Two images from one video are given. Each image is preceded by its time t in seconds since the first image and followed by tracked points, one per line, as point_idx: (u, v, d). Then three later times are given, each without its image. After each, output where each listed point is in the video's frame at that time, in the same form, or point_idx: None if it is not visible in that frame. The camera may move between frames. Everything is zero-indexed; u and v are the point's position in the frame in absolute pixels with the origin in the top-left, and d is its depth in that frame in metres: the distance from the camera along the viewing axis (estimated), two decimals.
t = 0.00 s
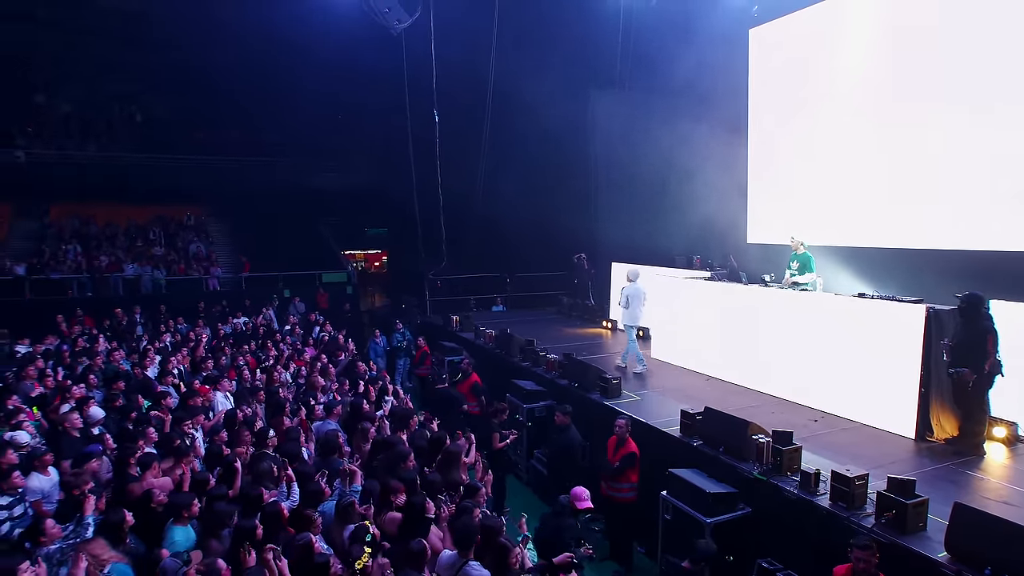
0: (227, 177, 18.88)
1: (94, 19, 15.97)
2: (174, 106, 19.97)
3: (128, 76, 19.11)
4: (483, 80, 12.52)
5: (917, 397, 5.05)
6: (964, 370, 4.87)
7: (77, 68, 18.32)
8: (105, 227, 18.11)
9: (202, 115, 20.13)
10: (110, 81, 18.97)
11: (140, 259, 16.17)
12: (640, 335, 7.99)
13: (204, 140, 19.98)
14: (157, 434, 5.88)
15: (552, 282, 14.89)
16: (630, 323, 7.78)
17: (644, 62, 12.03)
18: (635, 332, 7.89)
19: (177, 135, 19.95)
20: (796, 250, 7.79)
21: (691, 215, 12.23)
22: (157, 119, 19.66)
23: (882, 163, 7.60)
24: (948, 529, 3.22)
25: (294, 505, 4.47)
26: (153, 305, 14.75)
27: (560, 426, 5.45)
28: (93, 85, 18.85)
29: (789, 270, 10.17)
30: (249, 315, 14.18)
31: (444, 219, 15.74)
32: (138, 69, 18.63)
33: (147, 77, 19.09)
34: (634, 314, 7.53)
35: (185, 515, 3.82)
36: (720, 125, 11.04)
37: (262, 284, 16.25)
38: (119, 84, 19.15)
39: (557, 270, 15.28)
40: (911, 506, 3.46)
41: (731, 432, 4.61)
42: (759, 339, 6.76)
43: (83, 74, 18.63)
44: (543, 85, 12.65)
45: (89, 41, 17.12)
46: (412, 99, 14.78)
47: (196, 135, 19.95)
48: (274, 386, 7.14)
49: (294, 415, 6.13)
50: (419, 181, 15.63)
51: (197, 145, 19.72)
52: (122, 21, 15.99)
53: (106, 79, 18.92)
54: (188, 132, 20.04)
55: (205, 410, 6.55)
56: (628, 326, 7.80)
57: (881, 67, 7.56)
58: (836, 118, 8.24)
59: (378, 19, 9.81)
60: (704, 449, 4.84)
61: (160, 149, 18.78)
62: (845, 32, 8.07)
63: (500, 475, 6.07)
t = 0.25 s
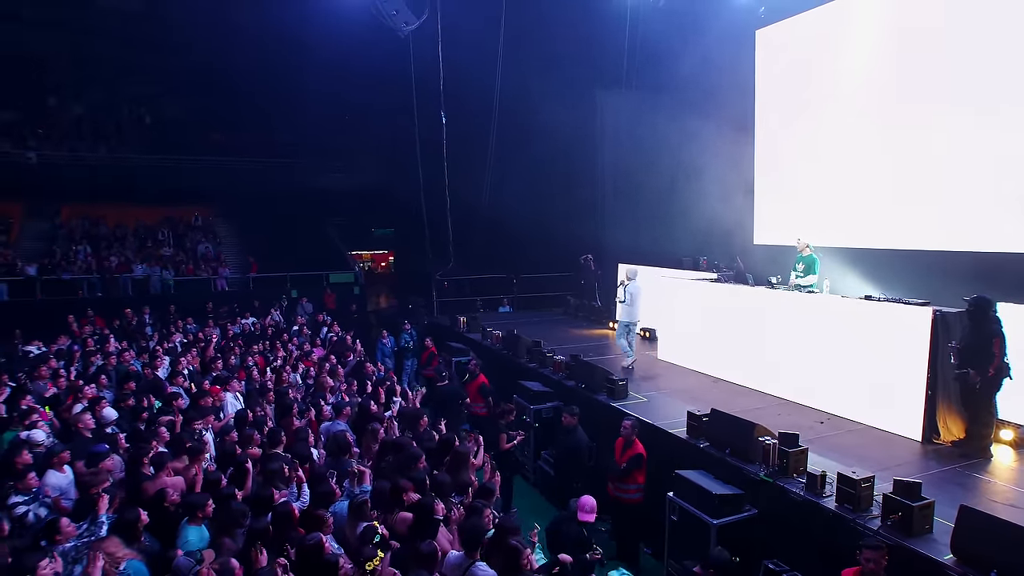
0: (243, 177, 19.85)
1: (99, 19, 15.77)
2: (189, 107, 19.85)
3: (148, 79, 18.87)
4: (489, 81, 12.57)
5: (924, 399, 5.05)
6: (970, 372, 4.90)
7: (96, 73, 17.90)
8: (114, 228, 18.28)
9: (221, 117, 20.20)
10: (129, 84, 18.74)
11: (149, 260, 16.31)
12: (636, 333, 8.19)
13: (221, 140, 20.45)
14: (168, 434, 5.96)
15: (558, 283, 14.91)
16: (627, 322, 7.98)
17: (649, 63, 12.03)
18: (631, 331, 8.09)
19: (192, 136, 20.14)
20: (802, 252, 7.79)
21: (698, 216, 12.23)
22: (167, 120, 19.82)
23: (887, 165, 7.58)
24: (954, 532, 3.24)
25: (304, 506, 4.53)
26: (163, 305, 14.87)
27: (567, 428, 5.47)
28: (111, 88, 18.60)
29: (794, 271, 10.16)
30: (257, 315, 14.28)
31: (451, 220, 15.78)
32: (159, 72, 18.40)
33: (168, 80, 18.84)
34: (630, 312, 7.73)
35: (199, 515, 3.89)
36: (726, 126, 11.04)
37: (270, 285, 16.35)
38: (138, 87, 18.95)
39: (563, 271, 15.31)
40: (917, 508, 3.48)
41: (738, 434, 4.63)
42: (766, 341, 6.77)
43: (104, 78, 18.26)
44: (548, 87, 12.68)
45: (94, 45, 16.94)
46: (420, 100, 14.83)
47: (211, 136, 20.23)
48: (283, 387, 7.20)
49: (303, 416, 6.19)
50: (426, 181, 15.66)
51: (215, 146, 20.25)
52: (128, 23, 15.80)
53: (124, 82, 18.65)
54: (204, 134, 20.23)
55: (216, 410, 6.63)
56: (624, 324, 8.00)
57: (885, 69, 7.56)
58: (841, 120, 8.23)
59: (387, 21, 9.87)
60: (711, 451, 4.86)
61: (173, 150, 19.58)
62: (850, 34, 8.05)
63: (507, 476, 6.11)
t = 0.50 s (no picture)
0: (244, 179, 19.34)
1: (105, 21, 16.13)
2: (197, 108, 20.16)
3: (156, 82, 19.36)
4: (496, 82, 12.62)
5: (930, 402, 5.04)
6: (977, 376, 4.99)
7: (106, 74, 18.64)
8: (123, 229, 18.43)
9: (228, 118, 20.38)
10: (137, 85, 19.35)
11: (158, 261, 16.45)
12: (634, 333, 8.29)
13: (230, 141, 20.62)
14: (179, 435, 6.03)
15: (563, 284, 14.95)
16: (625, 324, 8.05)
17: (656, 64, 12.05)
18: (629, 332, 8.18)
19: (201, 137, 20.40)
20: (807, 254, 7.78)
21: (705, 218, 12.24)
22: (175, 122, 19.99)
23: (896, 166, 7.58)
24: (960, 534, 3.25)
25: (313, 506, 4.58)
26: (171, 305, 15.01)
27: (574, 429, 5.51)
28: (120, 89, 19.23)
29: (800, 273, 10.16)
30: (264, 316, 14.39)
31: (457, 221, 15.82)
32: (168, 74, 18.68)
33: (176, 82, 19.27)
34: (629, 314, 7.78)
35: (211, 515, 3.95)
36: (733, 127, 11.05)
37: (277, 286, 16.47)
38: (147, 88, 19.51)
39: (569, 272, 15.34)
40: (922, 511, 3.49)
41: (743, 436, 4.66)
42: (772, 342, 6.78)
43: (112, 79, 18.94)
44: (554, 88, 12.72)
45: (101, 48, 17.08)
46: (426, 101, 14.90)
47: (220, 137, 20.44)
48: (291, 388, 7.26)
49: (311, 416, 6.26)
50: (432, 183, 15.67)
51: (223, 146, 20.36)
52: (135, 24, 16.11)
53: (132, 83, 19.27)
54: (213, 134, 20.46)
55: (225, 411, 6.70)
56: (622, 326, 8.07)
57: (895, 69, 7.54)
58: (849, 121, 8.23)
59: (394, 23, 9.94)
60: (717, 452, 4.88)
61: (182, 151, 19.51)
62: (857, 35, 8.05)
63: (514, 476, 6.16)
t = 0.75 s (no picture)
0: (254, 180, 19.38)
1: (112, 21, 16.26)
2: (204, 109, 20.12)
3: (167, 81, 19.34)
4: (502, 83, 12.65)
5: (937, 404, 5.05)
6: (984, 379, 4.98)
7: (115, 74, 18.60)
8: (131, 229, 18.59)
9: (235, 119, 20.44)
10: (148, 85, 19.35)
11: (166, 261, 16.58)
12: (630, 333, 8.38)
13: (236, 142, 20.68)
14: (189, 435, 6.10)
15: (569, 285, 15.01)
16: (621, 324, 8.14)
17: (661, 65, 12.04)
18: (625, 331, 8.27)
19: (209, 138, 20.53)
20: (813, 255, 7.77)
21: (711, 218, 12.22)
22: (184, 123, 20.14)
23: (901, 168, 7.55)
24: (966, 536, 3.26)
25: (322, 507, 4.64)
26: (180, 306, 15.12)
27: (580, 430, 5.55)
28: (130, 89, 19.27)
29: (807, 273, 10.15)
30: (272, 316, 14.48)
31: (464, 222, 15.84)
32: (177, 74, 18.69)
33: (187, 82, 19.27)
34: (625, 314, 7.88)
35: (223, 514, 4.04)
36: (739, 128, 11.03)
37: (284, 286, 16.56)
38: (158, 88, 19.50)
39: (575, 273, 15.35)
40: (929, 513, 3.50)
41: (749, 438, 4.67)
42: (779, 344, 6.79)
43: (122, 78, 18.99)
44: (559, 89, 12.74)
45: (114, 47, 17.31)
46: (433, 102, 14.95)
47: (227, 138, 20.55)
48: (300, 388, 7.32)
49: (319, 417, 6.32)
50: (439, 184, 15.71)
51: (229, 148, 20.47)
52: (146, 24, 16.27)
53: (143, 83, 19.28)
54: (220, 135, 20.58)
55: (235, 411, 6.77)
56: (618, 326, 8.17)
57: (899, 71, 7.53)
58: (854, 122, 8.21)
59: (401, 26, 9.99)
60: (723, 454, 4.91)
61: (190, 152, 19.66)
62: (864, 35, 8.03)
63: (521, 477, 6.20)
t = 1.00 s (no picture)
0: (263, 180, 19.37)
1: (117, 24, 16.50)
2: (212, 110, 20.32)
3: (172, 81, 19.70)
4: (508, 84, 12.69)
5: (942, 406, 5.06)
6: (988, 381, 5.00)
7: (120, 73, 19.00)
8: (139, 230, 18.71)
9: (242, 120, 20.58)
10: (154, 85, 19.64)
11: (173, 261, 16.68)
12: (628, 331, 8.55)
13: (242, 143, 20.63)
14: (197, 436, 6.16)
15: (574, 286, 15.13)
16: (618, 324, 8.32)
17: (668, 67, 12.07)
18: (622, 330, 8.45)
19: (215, 140, 20.47)
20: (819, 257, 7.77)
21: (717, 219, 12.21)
22: (191, 124, 20.30)
23: (909, 169, 7.53)
24: (971, 539, 3.28)
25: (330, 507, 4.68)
26: (187, 306, 15.23)
27: (587, 431, 5.59)
28: (136, 89, 19.62)
29: (813, 274, 10.14)
30: (277, 317, 14.55)
31: (470, 223, 15.90)
32: (182, 73, 19.07)
33: (191, 81, 19.61)
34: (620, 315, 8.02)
35: (233, 511, 4.11)
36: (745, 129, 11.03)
37: (291, 286, 16.66)
38: (164, 88, 19.81)
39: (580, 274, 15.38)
40: (933, 514, 3.53)
41: (755, 440, 4.69)
42: (784, 345, 6.79)
43: (128, 78, 19.36)
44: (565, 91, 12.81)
45: (121, 48, 17.63)
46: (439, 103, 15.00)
47: (234, 139, 20.53)
48: (308, 389, 7.39)
49: (326, 417, 6.38)
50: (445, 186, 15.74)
51: (236, 149, 20.41)
52: (148, 25, 16.47)
53: (149, 83, 19.61)
54: (227, 137, 20.55)
55: (243, 411, 6.84)
56: (615, 326, 8.34)
57: (908, 72, 7.49)
58: (861, 124, 8.20)
59: (407, 27, 10.03)
60: (728, 455, 4.92)
61: (197, 153, 19.80)
62: (871, 37, 8.02)
63: (527, 477, 6.24)
